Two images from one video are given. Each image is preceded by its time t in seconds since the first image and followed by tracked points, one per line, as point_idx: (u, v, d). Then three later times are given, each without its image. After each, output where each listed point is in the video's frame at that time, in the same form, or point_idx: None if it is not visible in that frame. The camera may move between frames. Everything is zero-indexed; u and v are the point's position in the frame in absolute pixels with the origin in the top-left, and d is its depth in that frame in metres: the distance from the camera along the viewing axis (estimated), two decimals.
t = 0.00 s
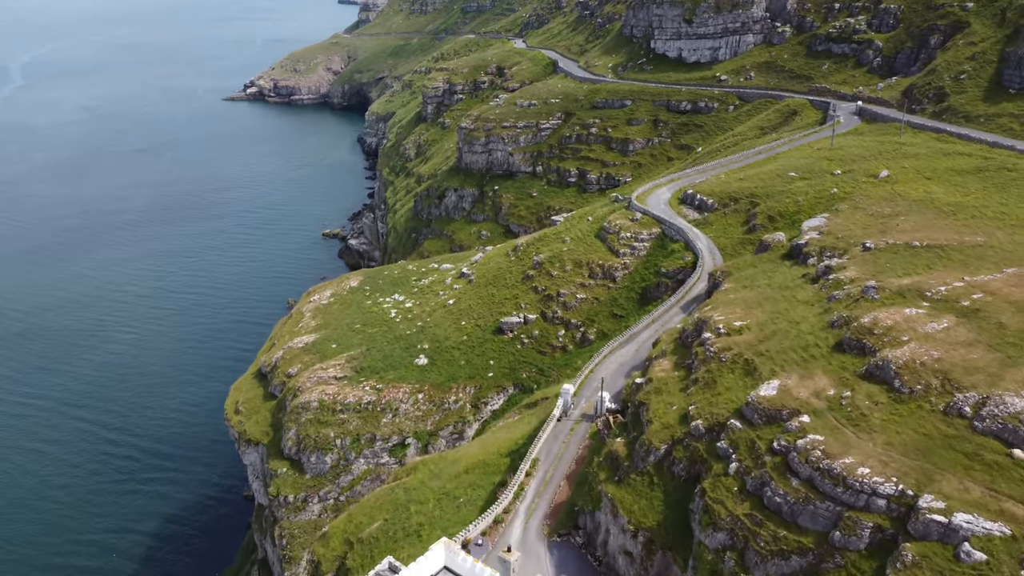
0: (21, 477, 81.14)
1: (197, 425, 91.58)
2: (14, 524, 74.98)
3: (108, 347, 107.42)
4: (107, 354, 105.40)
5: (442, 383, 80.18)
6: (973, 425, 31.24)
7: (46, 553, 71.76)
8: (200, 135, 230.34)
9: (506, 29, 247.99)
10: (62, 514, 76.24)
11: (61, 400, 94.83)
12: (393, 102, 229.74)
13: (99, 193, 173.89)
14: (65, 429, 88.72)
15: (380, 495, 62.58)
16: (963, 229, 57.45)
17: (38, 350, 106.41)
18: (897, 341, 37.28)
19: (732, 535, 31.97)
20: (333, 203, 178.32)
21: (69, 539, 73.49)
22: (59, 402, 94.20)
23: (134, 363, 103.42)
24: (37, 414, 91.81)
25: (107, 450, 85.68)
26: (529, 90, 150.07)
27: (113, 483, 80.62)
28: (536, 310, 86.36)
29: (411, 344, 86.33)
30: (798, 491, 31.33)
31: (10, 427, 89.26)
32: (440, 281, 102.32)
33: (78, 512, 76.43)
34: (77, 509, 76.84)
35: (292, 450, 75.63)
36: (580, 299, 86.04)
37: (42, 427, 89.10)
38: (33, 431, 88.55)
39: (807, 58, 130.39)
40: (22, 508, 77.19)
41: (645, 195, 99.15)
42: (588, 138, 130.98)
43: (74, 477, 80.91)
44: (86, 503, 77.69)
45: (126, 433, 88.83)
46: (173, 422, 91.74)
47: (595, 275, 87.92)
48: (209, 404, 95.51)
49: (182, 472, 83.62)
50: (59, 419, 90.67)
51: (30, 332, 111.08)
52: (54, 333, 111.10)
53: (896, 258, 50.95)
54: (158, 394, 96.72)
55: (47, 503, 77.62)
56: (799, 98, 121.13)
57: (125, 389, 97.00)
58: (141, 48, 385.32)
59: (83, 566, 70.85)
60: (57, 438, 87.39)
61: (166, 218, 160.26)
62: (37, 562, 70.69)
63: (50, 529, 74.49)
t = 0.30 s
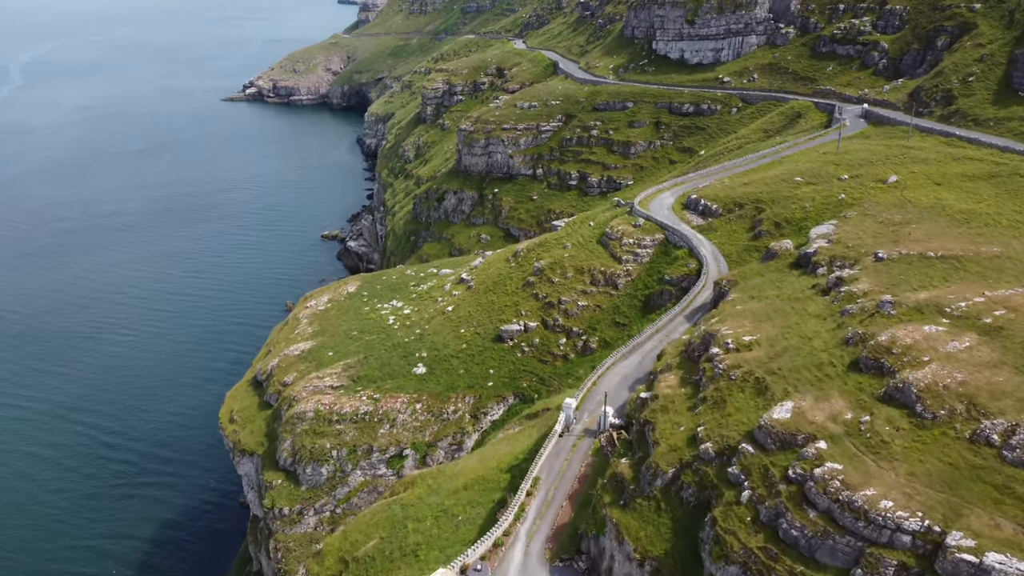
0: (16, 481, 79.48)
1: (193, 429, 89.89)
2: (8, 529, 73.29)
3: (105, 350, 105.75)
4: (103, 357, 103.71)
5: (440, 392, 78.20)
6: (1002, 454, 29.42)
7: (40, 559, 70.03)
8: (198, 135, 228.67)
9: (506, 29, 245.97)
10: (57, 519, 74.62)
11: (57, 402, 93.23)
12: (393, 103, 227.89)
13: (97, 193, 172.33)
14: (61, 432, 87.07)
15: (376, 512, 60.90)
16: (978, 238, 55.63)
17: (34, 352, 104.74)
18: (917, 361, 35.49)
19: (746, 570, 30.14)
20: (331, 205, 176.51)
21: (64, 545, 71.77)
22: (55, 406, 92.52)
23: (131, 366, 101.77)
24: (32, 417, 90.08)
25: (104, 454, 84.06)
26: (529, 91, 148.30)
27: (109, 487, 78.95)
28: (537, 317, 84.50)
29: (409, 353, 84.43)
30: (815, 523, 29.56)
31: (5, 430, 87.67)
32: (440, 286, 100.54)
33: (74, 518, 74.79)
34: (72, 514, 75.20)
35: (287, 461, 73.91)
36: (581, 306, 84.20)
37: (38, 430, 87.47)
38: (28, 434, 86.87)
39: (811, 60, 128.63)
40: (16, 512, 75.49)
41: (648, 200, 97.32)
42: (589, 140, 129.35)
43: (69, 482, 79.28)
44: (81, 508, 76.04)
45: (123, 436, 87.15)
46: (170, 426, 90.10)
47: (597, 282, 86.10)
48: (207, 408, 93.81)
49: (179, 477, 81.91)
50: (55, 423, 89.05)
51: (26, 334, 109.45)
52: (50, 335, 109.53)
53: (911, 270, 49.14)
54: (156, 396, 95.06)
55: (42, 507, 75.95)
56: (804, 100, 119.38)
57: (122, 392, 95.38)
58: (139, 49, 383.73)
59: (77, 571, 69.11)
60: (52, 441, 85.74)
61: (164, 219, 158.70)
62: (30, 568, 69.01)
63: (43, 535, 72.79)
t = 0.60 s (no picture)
0: (11, 486, 77.73)
1: (190, 434, 88.10)
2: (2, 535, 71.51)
3: (102, 352, 104.01)
4: (100, 360, 101.98)
5: (439, 403, 76.11)
6: None
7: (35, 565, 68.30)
8: (197, 136, 226.92)
9: (506, 30, 244.22)
10: (52, 525, 72.81)
11: (54, 406, 91.53)
12: (392, 103, 226.12)
13: (94, 194, 170.61)
14: (57, 436, 85.35)
15: (372, 530, 59.11)
16: (993, 248, 53.87)
17: (29, 356, 102.97)
18: (940, 384, 33.71)
19: None
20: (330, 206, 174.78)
21: (59, 551, 69.90)
22: (51, 410, 90.79)
23: (128, 369, 100.04)
24: (27, 421, 88.30)
25: (100, 458, 82.37)
26: (529, 93, 146.56)
27: (106, 492, 77.22)
28: (538, 325, 82.62)
29: (407, 361, 82.50)
30: (836, 561, 27.78)
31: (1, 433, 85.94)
32: (439, 292, 98.72)
33: (69, 523, 73.05)
34: (67, 520, 73.41)
35: (282, 473, 71.99)
36: (583, 314, 82.31)
37: (34, 434, 85.79)
38: (24, 438, 85.11)
39: (815, 61, 126.84)
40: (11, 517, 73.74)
41: (651, 205, 95.48)
42: (590, 143, 127.57)
43: (65, 486, 77.54)
44: (77, 513, 74.28)
45: (120, 440, 85.40)
46: (168, 430, 88.37)
47: (599, 289, 84.24)
48: (205, 412, 92.07)
49: (177, 482, 80.07)
50: (50, 426, 87.30)
51: (21, 337, 107.67)
52: (47, 337, 107.82)
53: (926, 283, 47.40)
54: (153, 400, 93.32)
55: (37, 513, 74.18)
56: (808, 103, 117.55)
57: (119, 395, 93.66)
58: (138, 49, 381.85)
59: None
60: (48, 446, 84.00)
61: (162, 220, 157.01)
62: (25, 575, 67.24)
63: (38, 541, 71.03)
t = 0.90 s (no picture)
0: (6, 491, 76.07)
1: (188, 437, 86.33)
2: None
3: (98, 355, 102.30)
4: (96, 363, 100.28)
5: (437, 414, 74.20)
6: None
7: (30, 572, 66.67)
8: (195, 136, 225.09)
9: (506, 30, 242.41)
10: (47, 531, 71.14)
11: (50, 409, 89.89)
12: (392, 104, 224.33)
13: (92, 195, 168.84)
14: (53, 440, 83.69)
15: (368, 549, 57.24)
16: (1010, 258, 52.08)
17: (25, 358, 101.27)
18: (966, 409, 32.04)
19: None
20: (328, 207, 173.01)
21: (54, 557, 68.27)
22: (46, 413, 89.09)
23: (126, 371, 98.36)
24: (22, 425, 86.57)
25: (97, 461, 80.72)
26: (529, 94, 144.67)
27: (103, 496, 75.55)
28: (538, 333, 80.70)
29: (405, 370, 80.58)
30: None
31: None
32: (438, 298, 96.85)
33: (65, 529, 71.43)
34: (64, 526, 71.77)
35: (277, 485, 70.06)
36: (585, 322, 80.35)
37: (30, 438, 84.11)
38: (20, 442, 83.45)
39: (820, 63, 125.00)
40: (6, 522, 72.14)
41: (653, 210, 93.57)
42: (591, 145, 125.62)
43: (61, 491, 75.89)
44: (73, 519, 72.61)
45: (117, 444, 83.69)
46: (166, 433, 86.68)
47: (601, 297, 82.37)
48: (204, 415, 90.38)
49: (174, 485, 78.36)
50: (47, 430, 85.65)
51: (17, 339, 105.97)
52: (44, 339, 106.17)
53: (943, 296, 45.73)
54: (150, 403, 91.60)
55: (32, 518, 72.56)
56: (813, 105, 115.61)
57: (117, 398, 91.98)
58: (137, 49, 379.94)
59: None
60: (44, 449, 82.31)
61: (161, 221, 155.31)
62: None
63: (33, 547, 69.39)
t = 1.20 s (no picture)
0: None
1: (185, 441, 84.55)
2: None
3: (95, 358, 100.60)
4: (93, 365, 98.62)
5: (436, 425, 72.29)
6: None
7: None
8: (193, 137, 223.31)
9: (506, 31, 240.73)
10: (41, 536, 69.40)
11: (46, 413, 88.16)
12: (391, 105, 222.58)
13: (89, 195, 167.13)
14: (48, 444, 81.99)
15: (363, 566, 55.41)
16: None
17: (20, 360, 99.54)
18: (996, 438, 30.60)
19: None
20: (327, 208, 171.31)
21: (48, 564, 66.54)
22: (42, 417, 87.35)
23: (123, 374, 96.65)
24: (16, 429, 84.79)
25: (93, 465, 79.01)
26: (529, 96, 142.93)
27: (99, 501, 73.86)
28: (539, 342, 78.76)
29: (402, 380, 78.59)
30: None
31: None
32: (436, 305, 94.93)
33: (60, 534, 69.70)
34: (58, 531, 70.07)
35: (271, 498, 68.00)
36: (586, 331, 78.41)
37: (25, 441, 82.38)
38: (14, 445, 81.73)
39: (824, 65, 123.20)
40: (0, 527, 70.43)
41: (656, 216, 91.66)
42: (592, 148, 123.69)
43: (56, 496, 74.17)
44: (68, 524, 70.93)
45: (114, 448, 81.97)
46: (163, 437, 84.91)
47: (603, 305, 80.55)
48: (201, 419, 88.62)
49: (171, 490, 76.59)
50: (42, 433, 83.96)
51: (12, 341, 104.27)
52: (39, 341, 104.44)
53: (961, 309, 44.03)
54: (147, 407, 89.82)
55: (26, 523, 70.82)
56: (818, 108, 113.69)
57: (113, 402, 90.25)
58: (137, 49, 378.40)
59: None
60: (40, 453, 80.57)
61: (159, 223, 153.54)
62: None
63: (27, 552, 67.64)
